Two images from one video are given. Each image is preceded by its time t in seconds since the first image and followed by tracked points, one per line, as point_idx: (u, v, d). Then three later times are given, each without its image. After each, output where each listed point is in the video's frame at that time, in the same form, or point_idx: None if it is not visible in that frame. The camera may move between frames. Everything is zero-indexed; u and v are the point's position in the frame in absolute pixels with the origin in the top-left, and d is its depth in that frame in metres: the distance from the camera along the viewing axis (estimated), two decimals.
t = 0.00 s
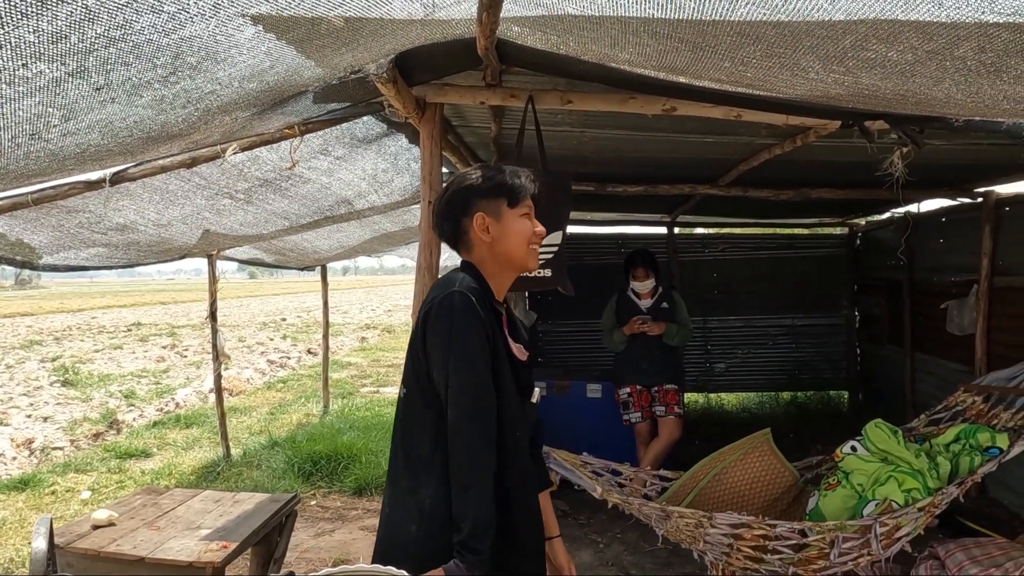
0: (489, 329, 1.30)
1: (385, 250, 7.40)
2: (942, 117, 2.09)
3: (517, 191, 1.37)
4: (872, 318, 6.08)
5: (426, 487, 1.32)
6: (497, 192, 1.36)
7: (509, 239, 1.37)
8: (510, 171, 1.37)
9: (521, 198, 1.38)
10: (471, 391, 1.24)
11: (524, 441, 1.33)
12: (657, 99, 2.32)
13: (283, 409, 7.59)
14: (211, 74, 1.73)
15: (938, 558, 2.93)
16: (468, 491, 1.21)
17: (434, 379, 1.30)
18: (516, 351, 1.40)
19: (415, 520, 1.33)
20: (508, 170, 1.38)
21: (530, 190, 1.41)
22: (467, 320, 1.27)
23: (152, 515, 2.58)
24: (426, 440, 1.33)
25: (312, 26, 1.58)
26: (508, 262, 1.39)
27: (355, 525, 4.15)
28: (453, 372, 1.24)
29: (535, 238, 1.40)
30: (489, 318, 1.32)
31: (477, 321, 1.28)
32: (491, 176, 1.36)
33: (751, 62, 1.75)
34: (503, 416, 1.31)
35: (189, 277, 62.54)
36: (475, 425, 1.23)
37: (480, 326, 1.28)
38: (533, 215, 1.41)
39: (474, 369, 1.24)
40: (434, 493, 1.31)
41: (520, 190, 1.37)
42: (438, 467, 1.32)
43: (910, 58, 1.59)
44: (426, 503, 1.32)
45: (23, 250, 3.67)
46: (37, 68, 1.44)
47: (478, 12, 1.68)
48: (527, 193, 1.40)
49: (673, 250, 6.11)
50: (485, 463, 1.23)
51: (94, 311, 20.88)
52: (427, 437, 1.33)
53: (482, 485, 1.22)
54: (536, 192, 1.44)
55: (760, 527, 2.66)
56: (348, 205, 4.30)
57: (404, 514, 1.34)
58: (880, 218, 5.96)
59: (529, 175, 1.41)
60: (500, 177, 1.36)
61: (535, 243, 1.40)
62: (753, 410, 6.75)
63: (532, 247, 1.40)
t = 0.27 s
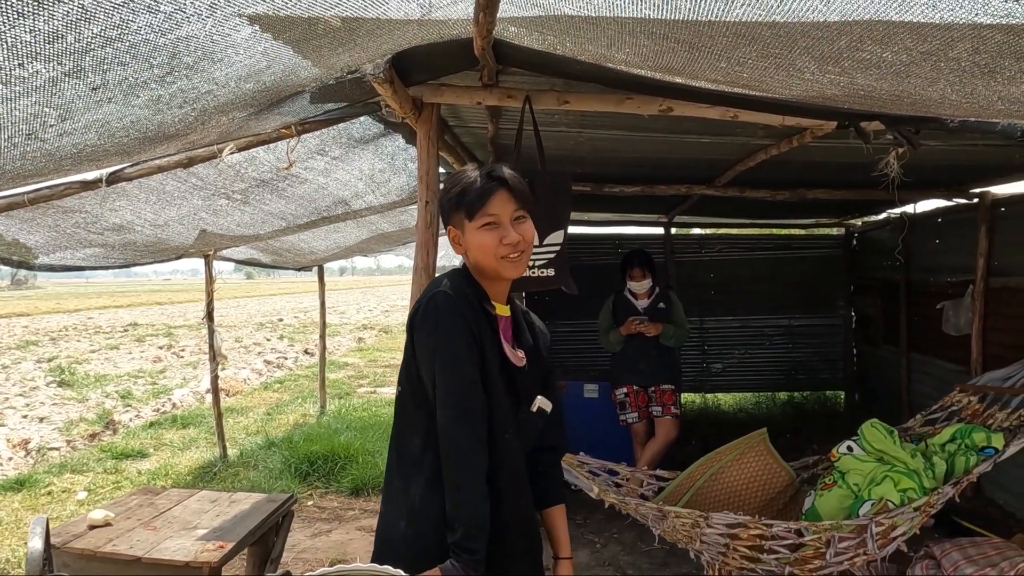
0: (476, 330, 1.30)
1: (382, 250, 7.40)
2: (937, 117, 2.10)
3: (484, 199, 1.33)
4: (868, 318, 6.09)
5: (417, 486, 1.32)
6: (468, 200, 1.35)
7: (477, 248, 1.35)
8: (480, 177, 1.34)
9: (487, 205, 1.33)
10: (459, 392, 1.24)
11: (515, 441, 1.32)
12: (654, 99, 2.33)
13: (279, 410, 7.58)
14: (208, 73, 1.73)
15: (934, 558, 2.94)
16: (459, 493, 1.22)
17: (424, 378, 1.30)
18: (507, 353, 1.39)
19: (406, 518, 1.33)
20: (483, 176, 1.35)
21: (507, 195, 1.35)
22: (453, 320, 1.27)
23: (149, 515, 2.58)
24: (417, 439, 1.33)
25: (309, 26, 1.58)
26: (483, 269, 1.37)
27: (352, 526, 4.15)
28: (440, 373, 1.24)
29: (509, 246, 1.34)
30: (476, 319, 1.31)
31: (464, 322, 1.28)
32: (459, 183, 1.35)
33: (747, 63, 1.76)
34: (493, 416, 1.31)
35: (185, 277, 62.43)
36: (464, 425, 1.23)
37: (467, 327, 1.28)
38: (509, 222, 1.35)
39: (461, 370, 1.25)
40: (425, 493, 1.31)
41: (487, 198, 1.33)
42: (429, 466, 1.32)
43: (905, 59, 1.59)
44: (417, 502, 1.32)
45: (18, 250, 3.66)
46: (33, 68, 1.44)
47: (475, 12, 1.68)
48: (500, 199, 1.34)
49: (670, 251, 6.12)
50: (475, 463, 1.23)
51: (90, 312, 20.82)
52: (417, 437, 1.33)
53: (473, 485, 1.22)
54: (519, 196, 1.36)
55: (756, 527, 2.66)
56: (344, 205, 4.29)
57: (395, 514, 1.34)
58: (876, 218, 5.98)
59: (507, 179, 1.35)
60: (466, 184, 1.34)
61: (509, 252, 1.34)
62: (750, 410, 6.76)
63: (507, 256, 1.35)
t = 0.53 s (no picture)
0: (480, 330, 1.30)
1: (379, 250, 7.39)
2: (933, 116, 2.11)
3: (484, 201, 1.32)
4: (864, 318, 6.10)
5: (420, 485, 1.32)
6: (469, 202, 1.35)
7: (478, 250, 1.34)
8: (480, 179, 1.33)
9: (488, 209, 1.33)
10: (462, 391, 1.24)
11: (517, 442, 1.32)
12: (651, 99, 2.33)
13: (276, 410, 7.57)
14: (204, 72, 1.72)
15: (931, 557, 2.95)
16: (459, 492, 1.22)
17: (428, 377, 1.30)
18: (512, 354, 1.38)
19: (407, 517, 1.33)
20: (484, 178, 1.34)
21: (508, 198, 1.33)
22: (456, 319, 1.27)
23: (145, 515, 2.57)
24: (420, 437, 1.33)
25: (306, 24, 1.57)
26: (486, 271, 1.37)
27: (349, 526, 4.14)
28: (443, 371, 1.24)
29: (509, 251, 1.33)
30: (481, 319, 1.31)
31: (467, 322, 1.28)
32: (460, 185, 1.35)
33: (744, 61, 1.76)
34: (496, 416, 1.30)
35: (182, 278, 62.27)
36: (466, 425, 1.23)
37: (470, 326, 1.28)
38: (510, 225, 1.33)
39: (463, 369, 1.25)
40: (427, 492, 1.31)
41: (487, 201, 1.32)
42: (432, 465, 1.32)
43: (902, 58, 1.60)
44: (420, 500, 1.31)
45: (14, 250, 3.64)
46: (29, 66, 1.43)
47: (472, 11, 1.68)
48: (501, 202, 1.33)
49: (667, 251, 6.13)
50: (476, 463, 1.23)
51: (86, 312, 20.76)
52: (421, 435, 1.33)
53: (473, 485, 1.22)
54: (521, 198, 1.35)
55: (752, 526, 2.66)
56: (341, 205, 4.29)
57: (397, 511, 1.34)
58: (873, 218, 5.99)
59: (508, 181, 1.34)
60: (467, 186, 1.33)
61: (510, 255, 1.33)
62: (747, 410, 6.77)
63: (509, 261, 1.34)
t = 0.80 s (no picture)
0: (493, 331, 1.29)
1: (376, 250, 7.38)
2: (929, 116, 2.11)
3: (500, 201, 1.31)
4: (860, 319, 6.11)
5: (429, 483, 1.32)
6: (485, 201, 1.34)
7: (495, 250, 1.34)
8: (498, 178, 1.32)
9: (504, 209, 1.32)
10: (471, 392, 1.24)
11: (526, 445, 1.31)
12: (647, 99, 2.33)
13: (272, 410, 7.55)
14: (198, 71, 1.72)
15: (926, 557, 2.96)
16: (461, 491, 1.21)
17: (439, 376, 1.30)
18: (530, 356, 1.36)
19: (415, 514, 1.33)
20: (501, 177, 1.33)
21: (525, 199, 1.33)
22: (470, 321, 1.27)
23: (139, 516, 2.56)
24: (431, 436, 1.33)
25: (300, 23, 1.57)
26: (501, 272, 1.36)
27: (345, 527, 4.13)
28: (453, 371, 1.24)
29: (524, 251, 1.32)
30: (496, 321, 1.31)
31: (480, 323, 1.27)
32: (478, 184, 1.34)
33: (740, 59, 1.76)
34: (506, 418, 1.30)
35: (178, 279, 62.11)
36: (472, 425, 1.23)
37: (483, 327, 1.27)
38: (526, 226, 1.33)
39: (473, 370, 1.25)
40: (435, 490, 1.31)
41: (504, 201, 1.31)
42: (440, 464, 1.32)
43: (898, 56, 1.59)
44: (427, 499, 1.32)
45: (7, 250, 3.63)
46: (20, 63, 1.43)
47: (467, 10, 1.67)
48: (518, 202, 1.32)
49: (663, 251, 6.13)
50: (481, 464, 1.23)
51: (82, 313, 20.68)
52: (431, 434, 1.33)
53: (476, 486, 1.21)
54: (538, 200, 1.34)
55: (749, 527, 2.66)
56: (337, 205, 4.28)
57: (407, 508, 1.35)
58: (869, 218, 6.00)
59: (526, 181, 1.32)
60: (485, 185, 1.32)
61: (525, 256, 1.32)
62: (743, 410, 6.77)
63: (524, 261, 1.33)
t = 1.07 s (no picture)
0: (515, 332, 1.30)
1: (374, 251, 7.38)
2: (926, 116, 2.11)
3: (540, 193, 1.31)
4: (858, 319, 6.13)
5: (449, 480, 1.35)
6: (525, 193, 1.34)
7: (532, 242, 1.34)
8: (539, 171, 1.32)
9: (542, 200, 1.32)
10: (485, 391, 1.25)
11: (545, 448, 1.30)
12: (645, 99, 2.33)
13: (270, 411, 7.54)
14: (197, 72, 1.72)
15: (924, 556, 2.96)
16: (468, 490, 1.22)
17: (461, 375, 1.32)
18: (562, 355, 1.36)
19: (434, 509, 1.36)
20: (541, 170, 1.33)
21: (566, 191, 1.32)
22: (490, 319, 1.28)
23: (137, 516, 2.56)
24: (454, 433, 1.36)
25: (299, 23, 1.57)
26: (538, 265, 1.36)
27: (343, 527, 4.13)
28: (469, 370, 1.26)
29: (561, 243, 1.32)
30: (518, 319, 1.31)
31: (501, 321, 1.28)
32: (520, 176, 1.34)
33: (738, 59, 1.76)
34: (524, 419, 1.29)
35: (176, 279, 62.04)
36: (485, 425, 1.24)
37: (502, 327, 1.28)
38: (565, 219, 1.32)
39: (489, 369, 1.26)
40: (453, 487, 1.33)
41: (544, 193, 1.31)
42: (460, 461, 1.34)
43: (895, 54, 1.60)
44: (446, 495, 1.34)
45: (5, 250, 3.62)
46: (20, 64, 1.42)
47: (466, 10, 1.67)
48: (558, 194, 1.32)
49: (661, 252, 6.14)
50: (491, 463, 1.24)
51: (79, 313, 20.65)
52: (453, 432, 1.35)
53: (484, 486, 1.22)
54: (579, 193, 1.33)
55: (747, 526, 2.67)
56: (335, 205, 4.28)
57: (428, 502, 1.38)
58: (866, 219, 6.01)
59: (567, 174, 1.32)
60: (526, 177, 1.33)
61: (563, 249, 1.32)
62: (742, 410, 6.78)
63: (561, 254, 1.32)
